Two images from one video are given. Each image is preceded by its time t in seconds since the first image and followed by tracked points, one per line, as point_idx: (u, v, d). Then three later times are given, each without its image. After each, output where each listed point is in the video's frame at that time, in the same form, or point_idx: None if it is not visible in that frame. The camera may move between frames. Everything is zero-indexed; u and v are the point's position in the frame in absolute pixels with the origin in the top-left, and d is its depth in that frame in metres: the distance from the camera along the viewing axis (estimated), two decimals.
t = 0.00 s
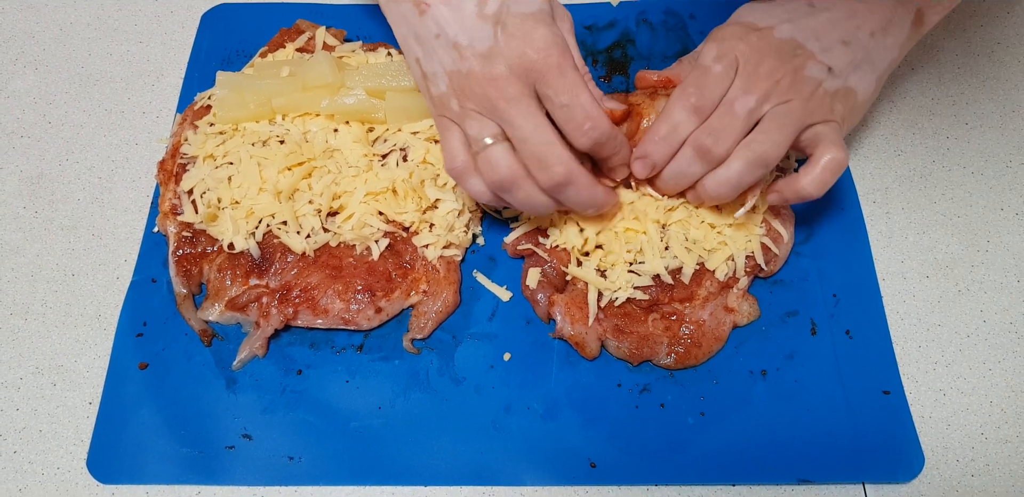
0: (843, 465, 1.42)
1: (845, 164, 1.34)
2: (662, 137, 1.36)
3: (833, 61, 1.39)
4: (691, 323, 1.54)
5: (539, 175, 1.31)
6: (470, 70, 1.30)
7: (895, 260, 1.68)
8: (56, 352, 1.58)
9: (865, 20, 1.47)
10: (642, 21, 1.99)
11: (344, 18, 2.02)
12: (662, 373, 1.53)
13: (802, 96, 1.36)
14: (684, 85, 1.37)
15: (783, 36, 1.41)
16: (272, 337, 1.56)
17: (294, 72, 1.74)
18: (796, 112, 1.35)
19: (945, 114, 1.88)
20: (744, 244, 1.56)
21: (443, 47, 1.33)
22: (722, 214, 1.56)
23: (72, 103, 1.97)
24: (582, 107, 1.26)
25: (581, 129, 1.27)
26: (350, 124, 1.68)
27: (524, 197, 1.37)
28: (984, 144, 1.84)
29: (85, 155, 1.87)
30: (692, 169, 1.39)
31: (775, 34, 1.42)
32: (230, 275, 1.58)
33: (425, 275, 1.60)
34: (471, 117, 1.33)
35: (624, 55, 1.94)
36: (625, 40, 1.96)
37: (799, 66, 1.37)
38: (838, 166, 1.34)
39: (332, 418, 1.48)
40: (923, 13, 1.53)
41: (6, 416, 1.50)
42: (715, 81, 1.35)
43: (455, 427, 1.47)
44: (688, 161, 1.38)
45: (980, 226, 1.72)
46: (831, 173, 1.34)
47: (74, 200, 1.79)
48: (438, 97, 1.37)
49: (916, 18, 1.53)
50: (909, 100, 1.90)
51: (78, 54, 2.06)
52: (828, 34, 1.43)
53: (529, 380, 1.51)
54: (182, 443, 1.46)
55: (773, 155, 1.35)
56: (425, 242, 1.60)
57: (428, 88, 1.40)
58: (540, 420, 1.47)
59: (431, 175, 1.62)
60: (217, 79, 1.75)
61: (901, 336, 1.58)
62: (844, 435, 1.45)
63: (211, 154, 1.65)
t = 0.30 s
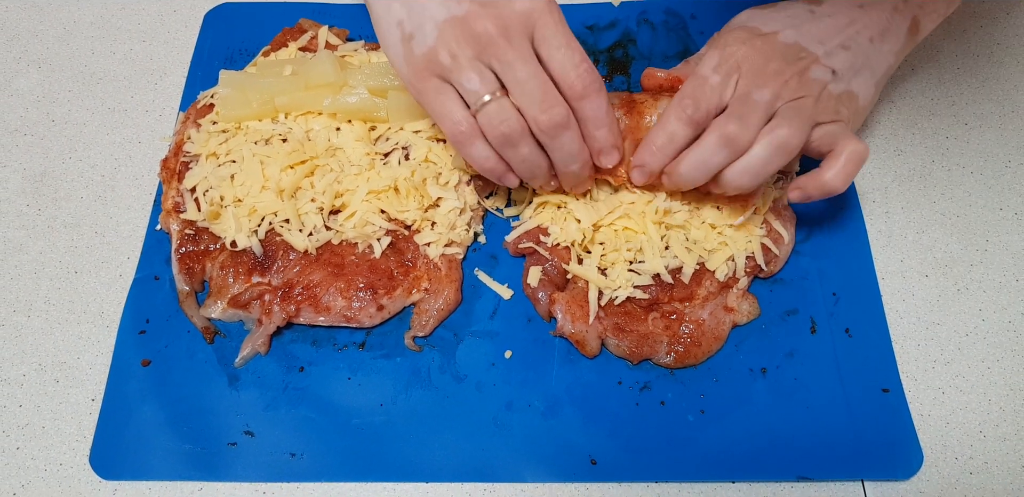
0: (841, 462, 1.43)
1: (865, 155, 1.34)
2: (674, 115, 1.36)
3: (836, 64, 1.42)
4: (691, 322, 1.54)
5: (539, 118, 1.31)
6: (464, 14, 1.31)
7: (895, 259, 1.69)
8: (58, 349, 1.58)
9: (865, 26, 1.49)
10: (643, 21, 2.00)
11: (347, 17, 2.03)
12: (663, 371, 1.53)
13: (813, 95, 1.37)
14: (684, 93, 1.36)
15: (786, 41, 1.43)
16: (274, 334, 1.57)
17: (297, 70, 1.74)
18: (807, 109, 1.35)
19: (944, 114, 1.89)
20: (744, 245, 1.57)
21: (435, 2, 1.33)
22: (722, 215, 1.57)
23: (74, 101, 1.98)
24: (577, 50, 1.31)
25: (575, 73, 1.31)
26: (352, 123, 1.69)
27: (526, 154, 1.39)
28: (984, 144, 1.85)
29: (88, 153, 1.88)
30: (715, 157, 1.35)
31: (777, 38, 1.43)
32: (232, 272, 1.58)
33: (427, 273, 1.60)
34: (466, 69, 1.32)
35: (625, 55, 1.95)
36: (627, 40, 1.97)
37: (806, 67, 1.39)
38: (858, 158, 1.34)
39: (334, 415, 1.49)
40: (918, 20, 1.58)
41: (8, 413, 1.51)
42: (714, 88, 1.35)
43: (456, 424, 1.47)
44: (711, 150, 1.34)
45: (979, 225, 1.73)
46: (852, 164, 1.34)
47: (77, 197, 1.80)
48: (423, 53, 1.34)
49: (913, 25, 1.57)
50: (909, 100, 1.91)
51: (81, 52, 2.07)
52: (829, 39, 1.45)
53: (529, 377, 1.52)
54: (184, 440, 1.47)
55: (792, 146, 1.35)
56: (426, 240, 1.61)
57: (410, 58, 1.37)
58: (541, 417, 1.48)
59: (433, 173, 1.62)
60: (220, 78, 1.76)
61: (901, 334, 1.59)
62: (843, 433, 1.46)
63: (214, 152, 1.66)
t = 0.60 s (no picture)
0: (839, 460, 1.44)
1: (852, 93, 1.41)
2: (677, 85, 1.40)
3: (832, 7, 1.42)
4: (689, 322, 1.55)
5: (542, 151, 1.35)
6: (469, 41, 1.29)
7: (892, 259, 1.69)
8: (59, 348, 1.59)
9: None
10: (643, 22, 2.01)
11: (347, 17, 2.04)
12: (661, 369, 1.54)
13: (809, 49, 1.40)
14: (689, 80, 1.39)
15: None
16: (274, 333, 1.57)
17: (297, 69, 1.75)
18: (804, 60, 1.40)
19: (942, 114, 1.90)
20: (744, 245, 1.57)
21: (438, 22, 1.30)
22: (722, 214, 1.58)
23: (75, 101, 1.98)
24: (579, 80, 1.31)
25: (576, 103, 1.32)
26: (352, 122, 1.69)
27: (529, 179, 1.43)
28: (981, 144, 1.85)
29: (88, 152, 1.88)
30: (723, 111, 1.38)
31: None
32: (232, 271, 1.59)
33: (426, 272, 1.61)
34: (470, 96, 1.33)
35: (624, 55, 1.95)
36: (626, 40, 1.98)
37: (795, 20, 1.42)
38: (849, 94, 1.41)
39: (334, 413, 1.49)
40: None
41: (9, 411, 1.51)
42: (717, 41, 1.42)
43: (455, 422, 1.48)
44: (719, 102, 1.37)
45: (977, 225, 1.74)
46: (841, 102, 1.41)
47: (78, 196, 1.80)
48: (427, 77, 1.34)
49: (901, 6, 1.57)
50: (907, 101, 1.92)
51: (82, 52, 2.07)
52: None
53: (528, 375, 1.53)
54: (184, 438, 1.47)
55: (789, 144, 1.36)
56: (426, 239, 1.61)
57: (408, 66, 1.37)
58: (540, 415, 1.48)
59: (433, 172, 1.63)
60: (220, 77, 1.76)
61: (898, 334, 1.60)
62: (841, 431, 1.47)
63: (214, 151, 1.67)
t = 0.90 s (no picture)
0: (837, 457, 1.44)
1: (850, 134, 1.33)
2: (675, 131, 1.34)
3: (828, 42, 1.44)
4: (686, 323, 1.55)
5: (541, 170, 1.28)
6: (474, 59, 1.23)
7: (890, 256, 1.70)
8: (58, 347, 1.59)
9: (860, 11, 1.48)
10: (640, 21, 2.01)
11: (345, 16, 2.04)
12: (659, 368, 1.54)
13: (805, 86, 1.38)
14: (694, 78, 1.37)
15: (780, 30, 1.47)
16: (272, 331, 1.57)
17: (295, 69, 1.75)
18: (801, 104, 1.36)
19: (940, 113, 1.90)
20: (743, 249, 1.57)
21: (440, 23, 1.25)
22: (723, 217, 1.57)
23: (73, 100, 1.98)
24: (581, 98, 1.25)
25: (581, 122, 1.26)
26: (350, 121, 1.69)
27: (523, 192, 1.35)
28: (978, 142, 1.86)
29: (87, 152, 1.88)
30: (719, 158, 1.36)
31: (770, 29, 1.47)
32: (231, 270, 1.59)
33: (425, 270, 1.61)
34: (471, 107, 1.24)
35: (622, 54, 1.95)
36: (623, 39, 1.98)
37: (798, 55, 1.41)
38: (846, 137, 1.32)
39: (333, 411, 1.49)
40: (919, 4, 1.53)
41: (7, 410, 1.51)
42: (721, 73, 1.38)
43: (453, 420, 1.48)
44: (712, 143, 1.35)
45: (974, 222, 1.74)
46: (839, 143, 1.32)
47: (76, 195, 1.80)
48: (432, 90, 1.27)
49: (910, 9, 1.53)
50: (905, 99, 1.92)
51: (80, 51, 2.08)
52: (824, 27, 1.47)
53: (526, 374, 1.53)
54: (183, 436, 1.47)
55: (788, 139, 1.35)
56: (424, 238, 1.61)
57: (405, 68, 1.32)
58: (538, 413, 1.48)
59: (431, 171, 1.63)
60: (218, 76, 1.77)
61: (896, 331, 1.60)
62: (839, 428, 1.47)
63: (213, 150, 1.67)
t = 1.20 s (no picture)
0: (837, 457, 1.44)
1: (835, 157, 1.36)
2: (669, 130, 1.34)
3: (827, 43, 1.45)
4: (684, 324, 1.56)
5: (572, 173, 1.30)
6: (512, 64, 1.37)
7: (889, 256, 1.70)
8: (58, 347, 1.59)
9: (865, 18, 1.49)
10: (639, 21, 2.01)
11: (344, 17, 2.05)
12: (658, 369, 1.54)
13: (803, 95, 1.39)
14: (694, 81, 1.36)
15: (784, 34, 1.45)
16: (272, 331, 1.57)
17: (294, 69, 1.76)
18: (797, 112, 1.38)
19: (939, 112, 1.90)
20: (741, 249, 1.57)
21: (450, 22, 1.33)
22: (719, 218, 1.58)
23: (73, 101, 1.98)
24: (610, 104, 1.32)
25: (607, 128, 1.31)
26: (349, 121, 1.70)
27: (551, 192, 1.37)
28: (978, 141, 1.86)
29: (86, 153, 1.88)
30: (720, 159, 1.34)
31: (775, 33, 1.45)
32: (230, 270, 1.59)
33: (424, 271, 1.61)
34: (505, 108, 1.33)
35: (621, 54, 1.96)
36: (622, 39, 1.98)
37: (798, 57, 1.41)
38: (829, 160, 1.36)
39: (333, 412, 1.49)
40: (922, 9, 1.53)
41: (8, 411, 1.52)
42: (723, 80, 1.36)
43: (453, 421, 1.48)
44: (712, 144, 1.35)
45: (974, 222, 1.74)
46: (822, 166, 1.36)
47: (76, 196, 1.80)
48: (467, 93, 1.39)
49: (917, 17, 1.55)
50: (904, 99, 1.92)
51: (80, 52, 2.08)
52: (827, 32, 1.47)
53: (526, 374, 1.53)
54: (183, 437, 1.48)
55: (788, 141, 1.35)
56: (424, 238, 1.61)
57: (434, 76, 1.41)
58: (538, 414, 1.49)
59: (430, 171, 1.64)
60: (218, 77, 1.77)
61: (896, 331, 1.60)
62: (838, 427, 1.47)
63: (213, 151, 1.67)
